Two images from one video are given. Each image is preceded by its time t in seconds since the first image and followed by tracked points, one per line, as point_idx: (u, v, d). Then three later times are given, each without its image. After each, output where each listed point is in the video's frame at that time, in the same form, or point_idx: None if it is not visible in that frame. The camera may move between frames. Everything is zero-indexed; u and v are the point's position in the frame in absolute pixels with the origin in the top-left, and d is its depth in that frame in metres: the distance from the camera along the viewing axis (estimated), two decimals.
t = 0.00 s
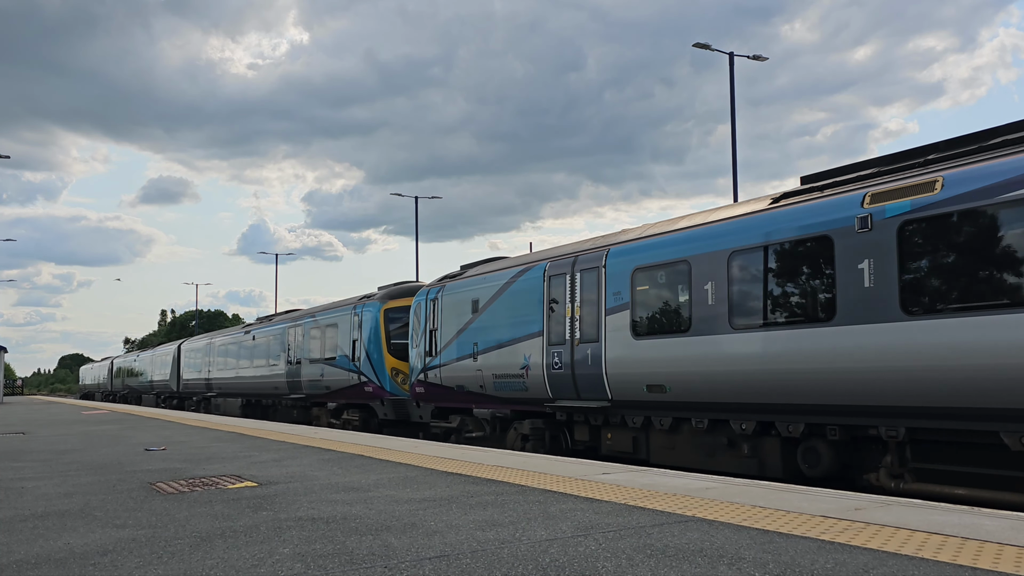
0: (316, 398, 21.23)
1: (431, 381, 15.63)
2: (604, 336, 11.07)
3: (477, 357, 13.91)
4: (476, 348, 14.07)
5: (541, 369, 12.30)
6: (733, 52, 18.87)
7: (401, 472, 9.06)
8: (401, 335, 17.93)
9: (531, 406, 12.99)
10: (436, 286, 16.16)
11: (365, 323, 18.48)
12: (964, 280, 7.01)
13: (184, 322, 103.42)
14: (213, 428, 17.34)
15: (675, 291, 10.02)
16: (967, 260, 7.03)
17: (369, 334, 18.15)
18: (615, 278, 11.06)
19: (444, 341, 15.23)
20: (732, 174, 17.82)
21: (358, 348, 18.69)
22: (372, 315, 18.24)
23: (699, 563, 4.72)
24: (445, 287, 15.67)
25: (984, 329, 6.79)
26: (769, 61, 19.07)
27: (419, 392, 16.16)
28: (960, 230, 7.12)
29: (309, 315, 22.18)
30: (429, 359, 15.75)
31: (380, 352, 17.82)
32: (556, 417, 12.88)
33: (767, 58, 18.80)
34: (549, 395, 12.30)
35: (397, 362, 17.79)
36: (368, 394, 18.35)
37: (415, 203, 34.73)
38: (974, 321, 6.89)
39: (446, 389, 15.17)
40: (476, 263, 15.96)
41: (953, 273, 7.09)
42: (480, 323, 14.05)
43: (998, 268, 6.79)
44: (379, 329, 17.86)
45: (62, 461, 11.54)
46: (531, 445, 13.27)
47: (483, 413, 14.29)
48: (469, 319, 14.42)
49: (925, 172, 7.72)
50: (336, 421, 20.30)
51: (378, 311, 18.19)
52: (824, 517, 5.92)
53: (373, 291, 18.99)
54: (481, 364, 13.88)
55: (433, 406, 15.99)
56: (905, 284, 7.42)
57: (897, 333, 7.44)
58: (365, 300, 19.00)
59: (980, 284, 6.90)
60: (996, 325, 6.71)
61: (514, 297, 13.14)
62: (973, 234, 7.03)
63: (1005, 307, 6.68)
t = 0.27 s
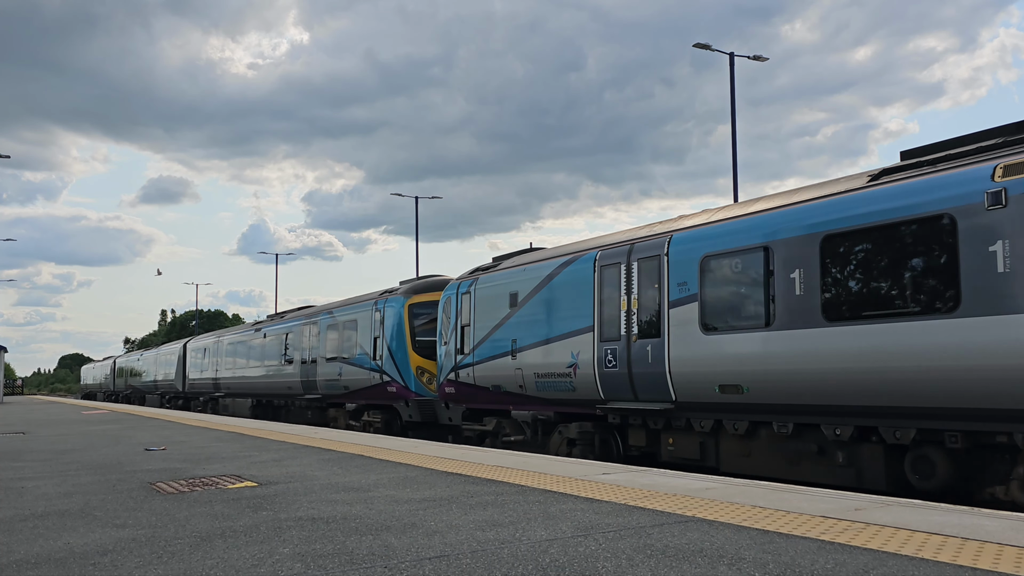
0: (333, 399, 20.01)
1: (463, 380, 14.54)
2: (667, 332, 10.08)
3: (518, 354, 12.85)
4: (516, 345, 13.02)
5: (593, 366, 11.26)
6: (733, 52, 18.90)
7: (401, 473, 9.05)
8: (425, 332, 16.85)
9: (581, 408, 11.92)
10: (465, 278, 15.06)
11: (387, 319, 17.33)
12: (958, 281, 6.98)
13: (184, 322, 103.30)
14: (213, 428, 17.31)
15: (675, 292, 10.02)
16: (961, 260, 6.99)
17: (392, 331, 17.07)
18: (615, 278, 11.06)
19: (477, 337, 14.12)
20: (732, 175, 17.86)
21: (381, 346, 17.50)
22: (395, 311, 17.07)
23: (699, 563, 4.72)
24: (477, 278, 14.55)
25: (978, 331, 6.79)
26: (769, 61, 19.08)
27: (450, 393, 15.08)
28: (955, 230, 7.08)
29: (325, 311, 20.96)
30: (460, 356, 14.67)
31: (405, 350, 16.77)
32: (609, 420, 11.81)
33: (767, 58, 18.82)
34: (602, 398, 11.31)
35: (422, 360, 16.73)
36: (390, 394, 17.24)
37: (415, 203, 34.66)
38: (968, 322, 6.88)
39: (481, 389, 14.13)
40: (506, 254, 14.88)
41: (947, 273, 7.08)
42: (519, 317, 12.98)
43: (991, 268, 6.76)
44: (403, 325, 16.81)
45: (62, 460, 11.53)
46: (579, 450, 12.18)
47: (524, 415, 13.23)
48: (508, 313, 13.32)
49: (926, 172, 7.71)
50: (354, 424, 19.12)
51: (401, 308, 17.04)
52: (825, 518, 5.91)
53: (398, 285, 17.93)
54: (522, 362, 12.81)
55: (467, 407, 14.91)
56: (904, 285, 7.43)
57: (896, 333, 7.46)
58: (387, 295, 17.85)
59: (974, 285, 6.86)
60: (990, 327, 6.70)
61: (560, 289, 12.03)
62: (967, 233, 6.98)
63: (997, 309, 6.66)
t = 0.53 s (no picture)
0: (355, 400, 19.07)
1: (502, 380, 13.64)
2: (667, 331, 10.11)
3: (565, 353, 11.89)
4: (562, 342, 12.07)
5: (654, 364, 10.26)
6: (733, 53, 18.96)
7: (401, 473, 9.05)
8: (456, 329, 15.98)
9: (639, 410, 10.90)
10: (503, 271, 14.12)
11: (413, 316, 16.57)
12: (963, 281, 6.99)
13: (184, 322, 103.33)
14: (213, 428, 17.27)
15: (675, 294, 10.04)
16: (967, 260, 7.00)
17: (419, 328, 16.21)
18: (615, 279, 11.07)
19: (518, 333, 13.18)
20: (731, 175, 17.96)
21: (407, 345, 16.63)
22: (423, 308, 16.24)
23: (699, 564, 4.72)
24: (516, 271, 13.58)
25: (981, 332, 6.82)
26: (769, 62, 19.08)
27: (488, 394, 14.17)
28: (957, 229, 7.10)
29: (344, 308, 20.07)
30: (498, 354, 13.76)
31: (434, 348, 15.95)
32: (673, 423, 10.79)
33: (767, 59, 18.93)
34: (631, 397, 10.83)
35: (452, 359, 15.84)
36: (419, 395, 16.37)
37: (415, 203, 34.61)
38: (973, 322, 6.90)
39: (522, 390, 13.19)
40: (546, 245, 13.88)
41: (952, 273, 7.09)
42: (565, 312, 12.05)
43: (996, 268, 6.79)
44: (431, 322, 16.00)
45: (61, 460, 11.53)
46: (638, 456, 11.13)
47: (572, 417, 12.25)
48: (553, 308, 12.36)
49: (922, 171, 7.71)
50: (379, 426, 18.24)
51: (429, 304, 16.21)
52: (826, 518, 5.90)
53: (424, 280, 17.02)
54: (569, 360, 11.86)
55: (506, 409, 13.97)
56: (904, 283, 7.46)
57: (897, 334, 7.47)
58: (413, 290, 16.98)
59: (981, 285, 6.88)
60: (993, 328, 6.73)
61: (613, 281, 11.09)
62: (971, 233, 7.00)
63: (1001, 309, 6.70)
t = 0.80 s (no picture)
0: (377, 401, 17.80)
1: (549, 380, 12.43)
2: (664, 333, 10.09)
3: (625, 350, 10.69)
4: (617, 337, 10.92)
5: (691, 364, 9.64)
6: (733, 54, 18.99)
7: (400, 473, 9.05)
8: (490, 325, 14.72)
9: (715, 413, 9.63)
10: (548, 260, 12.90)
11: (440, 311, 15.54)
12: (960, 283, 6.98)
13: (184, 322, 103.28)
14: (214, 429, 17.23)
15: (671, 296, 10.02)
16: (963, 262, 7.00)
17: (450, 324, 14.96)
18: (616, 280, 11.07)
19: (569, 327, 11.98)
20: (731, 177, 17.99)
21: (436, 341, 15.42)
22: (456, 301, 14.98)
23: (699, 564, 4.72)
24: (565, 261, 12.34)
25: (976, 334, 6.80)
26: (770, 62, 19.06)
27: (533, 394, 12.96)
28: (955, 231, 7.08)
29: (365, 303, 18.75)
30: (543, 350, 12.58)
31: (466, 345, 14.67)
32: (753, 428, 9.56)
33: (767, 61, 18.97)
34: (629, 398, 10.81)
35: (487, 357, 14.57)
36: (450, 396, 15.05)
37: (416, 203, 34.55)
38: (968, 324, 6.88)
39: (573, 391, 11.95)
40: (595, 232, 12.63)
41: (948, 275, 7.08)
42: (623, 304, 10.85)
43: (992, 271, 6.78)
44: (464, 316, 14.78)
45: (61, 460, 11.52)
46: (712, 465, 9.85)
47: (631, 421, 10.97)
48: (609, 300, 11.16)
49: (920, 172, 7.70)
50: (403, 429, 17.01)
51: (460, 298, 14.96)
52: (826, 519, 5.90)
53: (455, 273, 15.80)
54: (630, 358, 10.67)
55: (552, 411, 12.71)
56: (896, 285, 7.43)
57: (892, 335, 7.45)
58: (443, 283, 15.74)
59: (977, 287, 6.87)
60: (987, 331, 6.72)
61: (683, 269, 9.88)
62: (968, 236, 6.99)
63: (995, 312, 6.70)
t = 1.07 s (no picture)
0: (405, 402, 16.60)
1: (606, 379, 11.02)
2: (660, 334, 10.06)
3: (702, 346, 9.39)
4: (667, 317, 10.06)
5: (687, 365, 9.60)
6: (733, 54, 19.01)
7: (400, 473, 9.04)
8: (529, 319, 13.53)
9: (814, 417, 8.36)
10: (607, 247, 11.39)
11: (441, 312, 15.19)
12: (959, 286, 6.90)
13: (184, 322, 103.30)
14: (215, 429, 17.25)
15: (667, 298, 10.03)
16: (960, 263, 6.93)
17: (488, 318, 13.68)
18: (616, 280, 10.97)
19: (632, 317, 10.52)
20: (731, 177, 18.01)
21: (472, 338, 14.17)
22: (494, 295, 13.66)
23: (700, 565, 4.72)
24: (625, 247, 10.92)
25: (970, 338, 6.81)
26: (769, 62, 19.08)
27: (585, 396, 11.54)
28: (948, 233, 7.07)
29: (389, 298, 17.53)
30: (598, 347, 11.18)
31: (506, 342, 13.41)
32: (857, 433, 8.31)
33: (767, 60, 18.99)
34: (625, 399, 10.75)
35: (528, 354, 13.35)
36: (488, 396, 13.81)
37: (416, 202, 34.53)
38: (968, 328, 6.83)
39: (633, 393, 10.61)
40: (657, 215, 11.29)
41: (947, 278, 7.00)
42: (698, 295, 9.57)
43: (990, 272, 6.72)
44: (504, 311, 13.49)
45: (60, 460, 11.51)
46: (809, 476, 8.56)
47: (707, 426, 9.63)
48: (680, 290, 9.82)
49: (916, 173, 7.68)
50: (433, 433, 15.76)
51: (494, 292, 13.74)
52: (825, 519, 5.90)
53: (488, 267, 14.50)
54: (705, 355, 9.37)
55: (610, 415, 11.28)
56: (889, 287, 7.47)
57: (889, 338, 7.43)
58: (479, 275, 14.47)
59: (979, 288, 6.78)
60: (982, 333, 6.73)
61: (778, 261, 8.59)
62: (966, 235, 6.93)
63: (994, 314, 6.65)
